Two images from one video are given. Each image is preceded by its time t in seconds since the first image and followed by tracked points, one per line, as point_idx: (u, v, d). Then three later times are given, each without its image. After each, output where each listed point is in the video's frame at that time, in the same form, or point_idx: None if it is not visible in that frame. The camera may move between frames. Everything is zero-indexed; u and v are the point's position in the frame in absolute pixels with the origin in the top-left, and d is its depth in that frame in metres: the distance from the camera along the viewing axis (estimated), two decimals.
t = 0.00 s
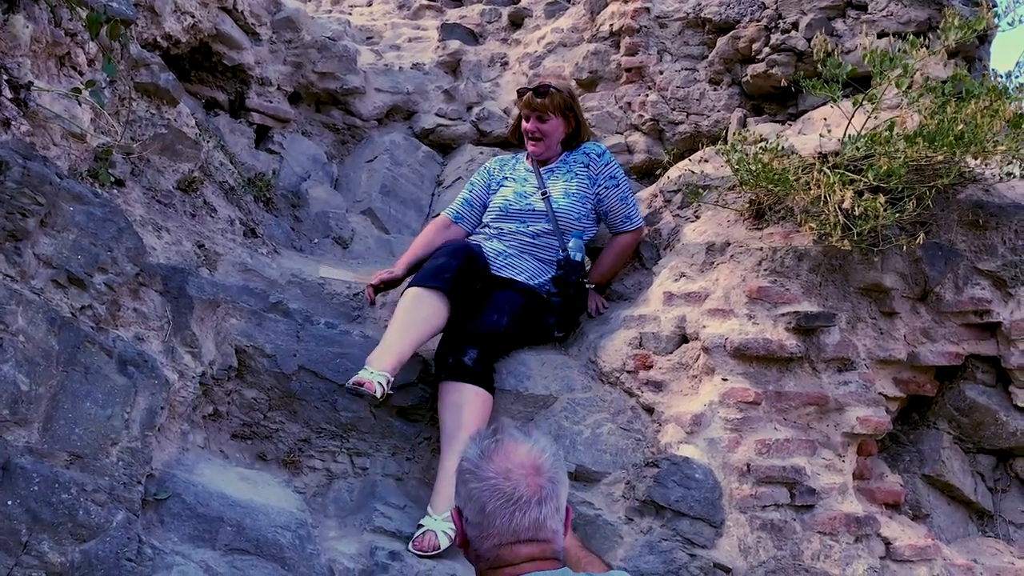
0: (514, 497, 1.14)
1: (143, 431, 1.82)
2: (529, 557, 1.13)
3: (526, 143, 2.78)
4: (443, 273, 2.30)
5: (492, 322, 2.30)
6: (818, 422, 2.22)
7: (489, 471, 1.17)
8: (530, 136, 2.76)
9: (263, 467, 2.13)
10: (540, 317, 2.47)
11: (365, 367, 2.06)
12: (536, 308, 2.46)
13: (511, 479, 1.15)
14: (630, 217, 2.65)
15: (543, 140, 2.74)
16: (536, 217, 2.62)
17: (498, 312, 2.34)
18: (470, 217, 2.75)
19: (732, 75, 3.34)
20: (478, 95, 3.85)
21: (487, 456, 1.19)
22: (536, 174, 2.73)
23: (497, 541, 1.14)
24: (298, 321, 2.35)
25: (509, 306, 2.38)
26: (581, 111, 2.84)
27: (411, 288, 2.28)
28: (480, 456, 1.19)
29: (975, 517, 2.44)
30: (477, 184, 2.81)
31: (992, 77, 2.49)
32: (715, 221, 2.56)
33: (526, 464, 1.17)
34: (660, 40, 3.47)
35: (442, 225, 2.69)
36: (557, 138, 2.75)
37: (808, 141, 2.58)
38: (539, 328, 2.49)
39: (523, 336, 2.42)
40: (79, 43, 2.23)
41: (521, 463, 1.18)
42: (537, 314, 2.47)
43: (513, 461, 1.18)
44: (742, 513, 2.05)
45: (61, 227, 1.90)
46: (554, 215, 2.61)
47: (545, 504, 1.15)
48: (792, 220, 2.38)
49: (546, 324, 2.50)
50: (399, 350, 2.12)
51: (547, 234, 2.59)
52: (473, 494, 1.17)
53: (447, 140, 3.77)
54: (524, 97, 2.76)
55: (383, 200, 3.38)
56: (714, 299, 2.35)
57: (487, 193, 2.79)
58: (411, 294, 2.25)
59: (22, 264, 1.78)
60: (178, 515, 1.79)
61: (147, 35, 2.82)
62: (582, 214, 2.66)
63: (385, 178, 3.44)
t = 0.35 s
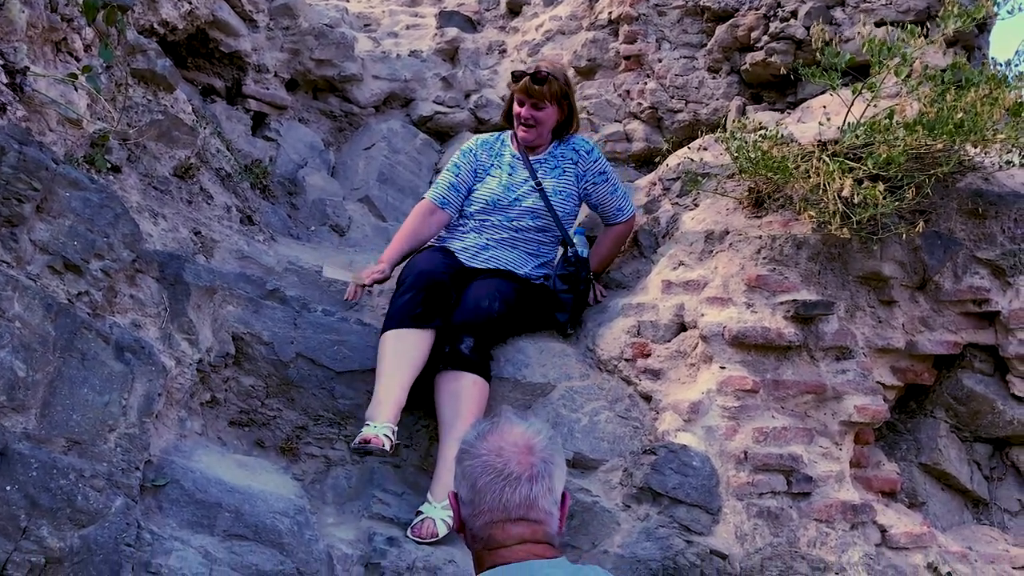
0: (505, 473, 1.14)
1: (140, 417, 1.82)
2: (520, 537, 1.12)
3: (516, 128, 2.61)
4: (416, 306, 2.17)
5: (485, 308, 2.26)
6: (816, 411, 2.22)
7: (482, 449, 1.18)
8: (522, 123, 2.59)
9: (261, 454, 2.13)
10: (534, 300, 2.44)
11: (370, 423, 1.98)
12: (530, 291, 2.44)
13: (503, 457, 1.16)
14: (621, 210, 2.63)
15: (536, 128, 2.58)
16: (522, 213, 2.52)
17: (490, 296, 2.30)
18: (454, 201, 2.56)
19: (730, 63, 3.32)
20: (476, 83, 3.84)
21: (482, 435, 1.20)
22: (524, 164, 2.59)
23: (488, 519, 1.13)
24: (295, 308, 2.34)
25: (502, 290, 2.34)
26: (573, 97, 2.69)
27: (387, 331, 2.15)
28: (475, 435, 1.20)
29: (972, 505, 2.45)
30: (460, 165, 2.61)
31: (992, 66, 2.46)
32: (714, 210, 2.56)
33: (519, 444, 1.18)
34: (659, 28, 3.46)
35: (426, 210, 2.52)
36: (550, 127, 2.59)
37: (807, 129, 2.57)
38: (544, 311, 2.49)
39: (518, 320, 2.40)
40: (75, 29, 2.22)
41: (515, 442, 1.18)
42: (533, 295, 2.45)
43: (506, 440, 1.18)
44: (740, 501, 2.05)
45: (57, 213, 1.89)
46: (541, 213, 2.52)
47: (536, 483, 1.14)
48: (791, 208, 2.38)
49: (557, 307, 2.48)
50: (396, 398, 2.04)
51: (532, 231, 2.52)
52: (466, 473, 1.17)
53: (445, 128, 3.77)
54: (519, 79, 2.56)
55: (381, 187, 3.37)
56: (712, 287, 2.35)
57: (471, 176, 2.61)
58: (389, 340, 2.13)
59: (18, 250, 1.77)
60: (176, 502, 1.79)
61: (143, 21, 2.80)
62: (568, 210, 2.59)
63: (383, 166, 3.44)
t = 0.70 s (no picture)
0: (497, 459, 1.18)
1: (143, 415, 1.84)
2: (512, 523, 1.13)
3: (472, 120, 2.51)
4: (399, 332, 2.13)
5: (482, 306, 2.23)
6: (815, 408, 2.23)
7: (479, 442, 1.22)
8: (477, 116, 2.49)
9: (263, 450, 2.14)
10: (524, 295, 2.43)
11: (376, 472, 1.96)
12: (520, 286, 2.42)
13: (497, 448, 1.20)
14: (577, 197, 2.69)
15: (494, 121, 2.50)
16: (483, 214, 2.47)
17: (484, 292, 2.26)
18: (413, 209, 2.46)
19: (731, 61, 3.31)
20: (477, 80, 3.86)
21: (481, 432, 1.25)
22: (478, 163, 2.51)
23: (482, 506, 1.16)
24: (297, 305, 2.35)
25: (496, 288, 2.32)
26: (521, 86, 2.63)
27: (381, 370, 2.09)
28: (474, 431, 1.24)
29: (970, 501, 2.47)
30: (408, 169, 2.49)
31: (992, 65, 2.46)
32: (714, 207, 2.57)
33: (514, 437, 1.22)
34: (660, 26, 3.47)
35: (385, 225, 2.39)
36: (506, 118, 2.53)
37: (808, 127, 2.56)
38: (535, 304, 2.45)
39: (512, 317, 2.38)
40: (77, 26, 2.22)
41: (510, 435, 1.22)
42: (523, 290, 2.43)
43: (502, 434, 1.22)
44: (740, 497, 2.05)
45: (60, 211, 1.89)
46: (503, 212, 2.48)
47: (528, 470, 1.17)
48: (791, 205, 2.38)
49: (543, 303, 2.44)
50: (397, 440, 2.00)
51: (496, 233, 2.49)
52: (465, 467, 1.21)
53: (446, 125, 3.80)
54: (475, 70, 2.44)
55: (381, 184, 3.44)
56: (712, 285, 2.36)
57: (422, 179, 2.49)
58: (383, 378, 2.08)
59: (21, 247, 1.77)
60: (179, 498, 1.80)
61: (144, 18, 2.79)
62: (527, 206, 2.56)
63: (383, 163, 3.49)
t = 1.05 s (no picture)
0: (505, 462, 1.19)
1: (150, 418, 1.84)
2: (518, 525, 1.14)
3: (432, 120, 2.42)
4: (397, 338, 2.12)
5: (491, 313, 2.21)
6: (820, 412, 2.23)
7: (489, 447, 1.23)
8: (436, 117, 2.40)
9: (268, 454, 2.14)
10: (529, 300, 2.42)
11: (378, 484, 1.94)
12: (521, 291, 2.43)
13: (505, 451, 1.21)
14: (542, 202, 2.64)
15: (454, 119, 2.41)
16: (457, 216, 2.44)
17: (492, 300, 2.25)
18: (384, 216, 2.46)
19: (735, 66, 3.32)
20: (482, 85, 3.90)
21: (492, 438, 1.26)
22: (443, 165, 2.47)
23: (489, 508, 1.17)
24: (302, 309, 2.38)
25: (500, 295, 2.31)
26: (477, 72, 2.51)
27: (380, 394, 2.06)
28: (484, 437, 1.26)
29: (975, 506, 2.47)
30: (373, 177, 2.47)
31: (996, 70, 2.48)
32: (718, 212, 2.58)
33: (522, 442, 1.22)
34: (663, 31, 3.47)
35: (367, 237, 2.42)
36: (466, 113, 2.44)
37: (812, 132, 2.57)
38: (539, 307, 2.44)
39: (514, 323, 2.38)
40: (84, 32, 2.24)
41: (518, 439, 1.23)
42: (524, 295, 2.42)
43: (511, 439, 1.23)
44: (744, 501, 2.06)
45: (68, 215, 1.90)
46: (477, 214, 2.45)
47: (535, 473, 1.17)
48: (796, 210, 2.39)
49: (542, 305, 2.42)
50: (399, 449, 1.98)
51: (474, 236, 2.46)
52: (475, 471, 1.22)
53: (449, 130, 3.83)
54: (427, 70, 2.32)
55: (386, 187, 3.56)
56: (716, 289, 2.37)
57: (389, 186, 2.47)
58: (384, 401, 2.04)
59: (29, 251, 1.78)
60: (184, 501, 1.81)
61: (151, 23, 2.81)
62: (500, 206, 2.53)
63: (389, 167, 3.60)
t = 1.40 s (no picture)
0: (508, 466, 1.18)
1: (159, 416, 1.84)
2: (523, 528, 1.15)
3: (455, 122, 2.39)
4: (402, 336, 2.13)
5: (498, 313, 2.22)
6: (826, 411, 2.23)
7: (495, 448, 1.23)
8: (460, 119, 2.37)
9: (276, 452, 2.15)
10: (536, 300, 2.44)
11: (379, 481, 1.95)
12: (530, 292, 2.44)
13: (511, 454, 1.20)
14: (561, 210, 2.61)
15: (478, 122, 2.39)
16: (475, 220, 2.43)
17: (500, 301, 2.26)
18: (401, 211, 2.45)
19: (741, 65, 3.31)
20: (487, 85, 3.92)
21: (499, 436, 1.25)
22: (464, 168, 2.44)
23: (494, 510, 1.17)
24: (309, 308, 2.38)
25: (508, 295, 2.31)
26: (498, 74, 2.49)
27: (384, 397, 2.05)
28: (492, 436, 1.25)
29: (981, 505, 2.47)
30: (392, 171, 2.44)
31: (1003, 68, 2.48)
32: (725, 211, 2.58)
33: (528, 443, 1.21)
34: (670, 30, 3.47)
35: (381, 232, 2.43)
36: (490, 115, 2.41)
37: (819, 131, 2.57)
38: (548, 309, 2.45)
39: (522, 325, 2.39)
40: (93, 31, 2.25)
41: (525, 441, 1.22)
42: (535, 293, 2.45)
43: (518, 439, 1.22)
44: (751, 500, 2.06)
45: (77, 214, 1.91)
46: (494, 220, 2.44)
47: (539, 478, 1.17)
48: (802, 209, 2.39)
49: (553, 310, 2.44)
50: (400, 446, 1.98)
51: (489, 241, 2.45)
52: (482, 470, 1.23)
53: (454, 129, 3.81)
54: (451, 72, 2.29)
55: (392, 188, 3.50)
56: (723, 288, 2.37)
57: (408, 182, 2.44)
58: (388, 405, 2.04)
59: (39, 250, 1.79)
60: (193, 499, 1.82)
61: (158, 23, 2.82)
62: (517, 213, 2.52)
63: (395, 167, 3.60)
